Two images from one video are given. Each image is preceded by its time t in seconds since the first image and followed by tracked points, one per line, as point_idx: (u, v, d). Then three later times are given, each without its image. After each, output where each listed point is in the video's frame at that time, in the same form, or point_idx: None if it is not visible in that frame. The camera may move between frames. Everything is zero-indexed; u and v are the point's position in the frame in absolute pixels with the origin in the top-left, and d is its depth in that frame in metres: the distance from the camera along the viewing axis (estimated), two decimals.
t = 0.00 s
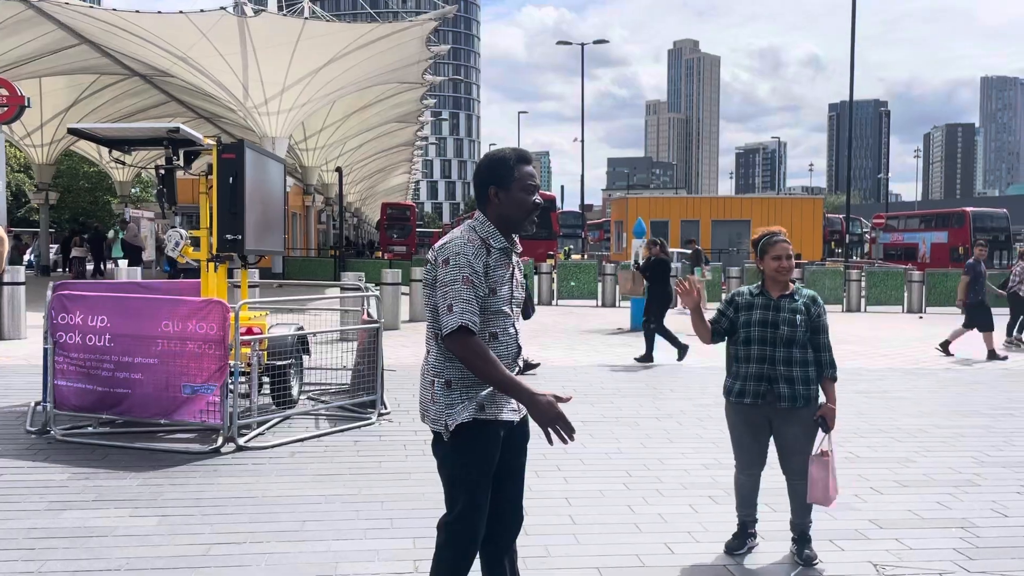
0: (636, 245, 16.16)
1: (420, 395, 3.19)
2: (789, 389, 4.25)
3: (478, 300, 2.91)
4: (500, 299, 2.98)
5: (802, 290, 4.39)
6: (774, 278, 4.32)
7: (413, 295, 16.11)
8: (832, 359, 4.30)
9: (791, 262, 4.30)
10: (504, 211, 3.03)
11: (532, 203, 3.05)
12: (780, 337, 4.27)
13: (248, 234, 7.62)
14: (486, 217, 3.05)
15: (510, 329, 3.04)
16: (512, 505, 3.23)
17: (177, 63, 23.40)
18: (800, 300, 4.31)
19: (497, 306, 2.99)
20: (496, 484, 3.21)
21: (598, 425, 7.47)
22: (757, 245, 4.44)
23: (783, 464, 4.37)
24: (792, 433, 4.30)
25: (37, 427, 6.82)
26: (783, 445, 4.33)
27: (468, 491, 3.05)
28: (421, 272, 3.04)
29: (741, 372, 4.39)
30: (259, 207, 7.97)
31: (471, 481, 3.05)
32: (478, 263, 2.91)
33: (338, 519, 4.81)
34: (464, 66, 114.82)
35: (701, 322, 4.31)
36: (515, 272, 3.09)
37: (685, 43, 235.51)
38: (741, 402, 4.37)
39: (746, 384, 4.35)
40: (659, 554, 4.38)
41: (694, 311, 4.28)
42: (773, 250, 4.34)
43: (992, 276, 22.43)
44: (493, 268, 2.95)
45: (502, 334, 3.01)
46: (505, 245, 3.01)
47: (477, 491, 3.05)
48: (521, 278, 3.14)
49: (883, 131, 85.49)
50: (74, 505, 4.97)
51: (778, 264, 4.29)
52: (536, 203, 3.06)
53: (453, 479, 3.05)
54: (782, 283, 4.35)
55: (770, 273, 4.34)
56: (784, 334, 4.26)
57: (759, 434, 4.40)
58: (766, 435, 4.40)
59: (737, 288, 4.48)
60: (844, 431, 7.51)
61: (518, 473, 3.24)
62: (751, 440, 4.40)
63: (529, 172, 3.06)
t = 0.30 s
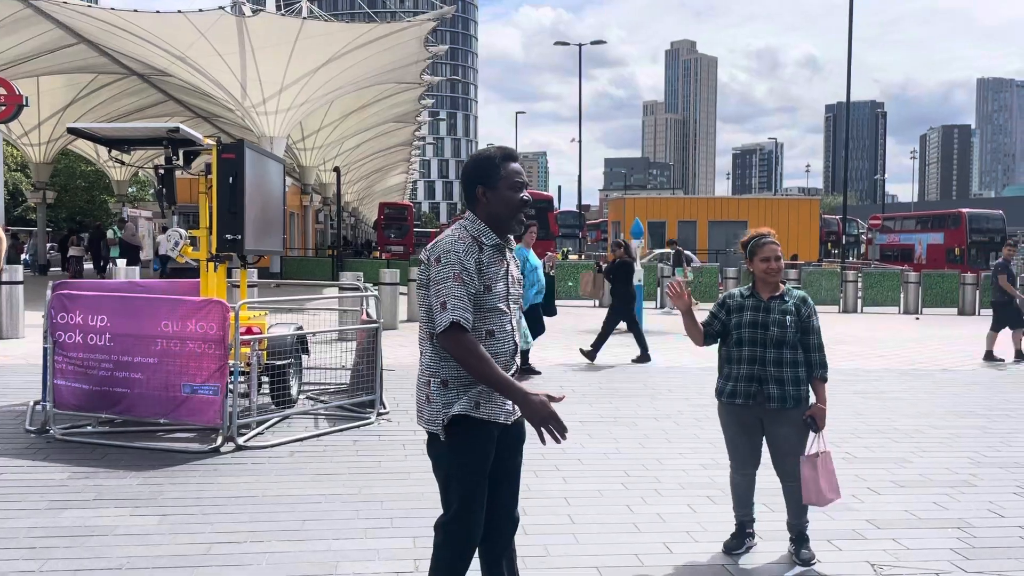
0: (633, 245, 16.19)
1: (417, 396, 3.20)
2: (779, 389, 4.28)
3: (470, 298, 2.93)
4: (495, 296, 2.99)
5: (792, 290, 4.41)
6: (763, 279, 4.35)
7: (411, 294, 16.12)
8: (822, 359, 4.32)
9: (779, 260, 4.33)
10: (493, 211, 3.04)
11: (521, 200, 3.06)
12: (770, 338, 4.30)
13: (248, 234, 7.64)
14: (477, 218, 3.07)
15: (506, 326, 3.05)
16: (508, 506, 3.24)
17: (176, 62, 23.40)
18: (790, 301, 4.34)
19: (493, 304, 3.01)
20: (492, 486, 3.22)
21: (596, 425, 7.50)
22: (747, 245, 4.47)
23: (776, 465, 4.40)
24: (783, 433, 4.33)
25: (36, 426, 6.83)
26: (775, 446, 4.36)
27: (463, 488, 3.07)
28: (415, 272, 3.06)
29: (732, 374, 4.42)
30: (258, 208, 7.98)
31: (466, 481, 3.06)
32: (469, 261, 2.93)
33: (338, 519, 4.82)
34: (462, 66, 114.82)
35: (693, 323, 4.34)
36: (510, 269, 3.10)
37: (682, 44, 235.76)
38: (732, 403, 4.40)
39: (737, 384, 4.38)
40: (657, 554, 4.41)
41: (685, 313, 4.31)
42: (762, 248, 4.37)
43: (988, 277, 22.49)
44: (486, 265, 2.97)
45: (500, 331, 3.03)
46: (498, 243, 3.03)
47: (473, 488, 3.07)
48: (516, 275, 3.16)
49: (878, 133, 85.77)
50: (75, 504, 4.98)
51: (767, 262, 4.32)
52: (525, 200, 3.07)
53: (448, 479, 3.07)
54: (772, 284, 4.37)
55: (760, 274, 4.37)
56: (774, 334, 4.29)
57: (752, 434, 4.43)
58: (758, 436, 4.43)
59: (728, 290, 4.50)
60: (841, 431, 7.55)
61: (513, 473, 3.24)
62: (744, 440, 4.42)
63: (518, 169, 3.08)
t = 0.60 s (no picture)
0: (635, 246, 16.19)
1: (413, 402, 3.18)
2: (773, 390, 4.29)
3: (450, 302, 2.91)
4: (479, 306, 2.98)
5: (787, 292, 4.41)
6: (757, 281, 4.35)
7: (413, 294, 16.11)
8: (817, 360, 4.30)
9: (772, 266, 4.32)
10: (488, 222, 3.04)
11: (517, 212, 3.05)
12: (763, 339, 4.30)
13: (250, 234, 7.64)
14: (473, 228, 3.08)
15: (493, 339, 3.02)
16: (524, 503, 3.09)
17: (178, 62, 23.42)
18: (784, 303, 4.33)
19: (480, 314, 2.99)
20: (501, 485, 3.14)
21: (597, 425, 7.50)
22: (742, 248, 4.46)
23: (774, 465, 4.39)
24: (778, 434, 4.31)
25: (38, 426, 6.84)
26: (772, 446, 4.35)
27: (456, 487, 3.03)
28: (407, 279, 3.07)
29: (727, 375, 4.42)
30: (260, 208, 7.98)
31: (462, 484, 3.02)
32: (452, 267, 2.93)
33: (340, 518, 4.83)
34: (463, 66, 114.90)
35: (687, 326, 4.34)
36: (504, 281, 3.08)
37: (684, 45, 235.78)
38: (728, 404, 4.40)
39: (731, 386, 4.39)
40: (659, 554, 4.41)
41: (677, 317, 4.31)
42: (756, 255, 4.36)
43: (989, 278, 22.49)
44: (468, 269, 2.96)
45: (487, 342, 3.00)
46: (489, 254, 3.02)
47: (464, 485, 3.02)
48: (512, 288, 3.13)
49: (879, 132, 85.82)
50: (76, 503, 4.99)
51: (761, 268, 4.32)
52: (522, 213, 3.06)
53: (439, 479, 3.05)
54: (766, 287, 4.37)
55: (753, 277, 4.36)
56: (768, 335, 4.28)
57: (749, 435, 4.42)
58: (755, 435, 4.42)
59: (723, 292, 4.50)
60: (843, 433, 7.54)
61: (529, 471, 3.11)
62: (742, 440, 4.42)
63: (516, 182, 3.06)
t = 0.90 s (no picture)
0: (639, 247, 16.18)
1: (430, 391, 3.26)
2: (770, 390, 4.29)
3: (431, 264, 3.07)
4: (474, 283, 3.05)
5: (784, 292, 4.41)
6: (755, 282, 4.36)
7: (418, 295, 16.12)
8: (815, 360, 4.30)
9: (769, 266, 4.32)
10: (484, 212, 3.09)
11: (510, 206, 3.06)
12: (760, 339, 4.30)
13: (254, 234, 7.66)
14: (476, 222, 3.14)
15: (494, 322, 3.06)
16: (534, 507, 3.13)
17: (183, 62, 23.48)
18: (781, 303, 4.34)
19: (480, 293, 3.06)
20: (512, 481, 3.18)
21: (601, 426, 7.50)
22: (740, 248, 4.47)
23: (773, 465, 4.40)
24: (777, 434, 4.32)
25: (44, 425, 6.86)
26: (771, 447, 4.36)
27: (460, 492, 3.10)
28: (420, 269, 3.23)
29: (725, 375, 4.43)
30: (265, 208, 8.01)
31: (465, 475, 3.08)
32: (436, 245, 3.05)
33: (345, 518, 4.84)
34: (468, 66, 114.94)
35: (684, 325, 4.37)
36: (507, 269, 3.13)
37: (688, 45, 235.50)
38: (726, 404, 4.42)
39: (729, 386, 4.40)
40: (662, 554, 4.42)
41: (676, 316, 4.34)
42: (753, 255, 4.36)
43: (995, 279, 22.44)
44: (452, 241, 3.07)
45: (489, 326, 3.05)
46: (484, 244, 3.08)
47: (470, 483, 3.09)
48: (521, 278, 3.15)
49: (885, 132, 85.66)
50: (82, 502, 5.01)
51: (759, 268, 4.32)
52: (517, 205, 3.07)
53: (442, 476, 3.12)
54: (764, 286, 4.38)
55: (752, 277, 4.37)
56: (765, 336, 4.29)
57: (748, 436, 4.43)
58: (754, 435, 4.43)
59: (721, 293, 4.51)
60: (847, 433, 7.53)
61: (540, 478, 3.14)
62: (741, 441, 4.43)
63: (515, 177, 3.06)
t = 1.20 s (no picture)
0: (645, 246, 16.14)
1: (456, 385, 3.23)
2: (769, 389, 4.27)
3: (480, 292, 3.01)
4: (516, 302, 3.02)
5: (781, 291, 4.40)
6: (754, 281, 4.34)
7: (423, 294, 16.12)
8: (812, 359, 4.30)
9: (768, 265, 4.31)
10: (524, 223, 3.10)
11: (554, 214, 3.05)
12: (757, 338, 4.30)
13: (259, 233, 7.67)
14: (514, 230, 3.14)
15: (522, 333, 3.04)
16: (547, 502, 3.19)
17: (190, 61, 23.52)
18: (779, 302, 4.33)
19: (515, 312, 3.04)
20: (526, 474, 3.21)
21: (605, 425, 7.48)
22: (738, 247, 4.46)
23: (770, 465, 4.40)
24: (774, 432, 4.31)
25: (49, 423, 6.88)
26: (769, 447, 4.35)
27: (473, 486, 3.13)
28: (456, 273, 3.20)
29: (721, 375, 4.42)
30: (269, 208, 8.01)
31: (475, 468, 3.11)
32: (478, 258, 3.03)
33: (346, 517, 4.84)
34: (475, 65, 115.10)
35: (681, 327, 4.36)
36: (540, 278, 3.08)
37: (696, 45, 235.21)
38: (723, 403, 4.40)
39: (725, 385, 4.40)
40: (664, 553, 4.41)
41: (671, 319, 4.32)
42: (751, 253, 4.36)
43: (1003, 278, 22.32)
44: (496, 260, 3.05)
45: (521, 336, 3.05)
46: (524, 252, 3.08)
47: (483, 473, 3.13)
48: (552, 289, 3.11)
49: (894, 130, 85.38)
50: (84, 499, 5.02)
51: (758, 267, 4.30)
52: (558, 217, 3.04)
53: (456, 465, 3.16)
54: (762, 287, 4.37)
55: (751, 276, 4.35)
56: (763, 335, 4.28)
57: (748, 435, 4.42)
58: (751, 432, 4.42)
59: (719, 292, 4.51)
60: (852, 433, 7.50)
61: (554, 477, 3.19)
62: (740, 440, 4.42)
63: (559, 185, 3.07)
